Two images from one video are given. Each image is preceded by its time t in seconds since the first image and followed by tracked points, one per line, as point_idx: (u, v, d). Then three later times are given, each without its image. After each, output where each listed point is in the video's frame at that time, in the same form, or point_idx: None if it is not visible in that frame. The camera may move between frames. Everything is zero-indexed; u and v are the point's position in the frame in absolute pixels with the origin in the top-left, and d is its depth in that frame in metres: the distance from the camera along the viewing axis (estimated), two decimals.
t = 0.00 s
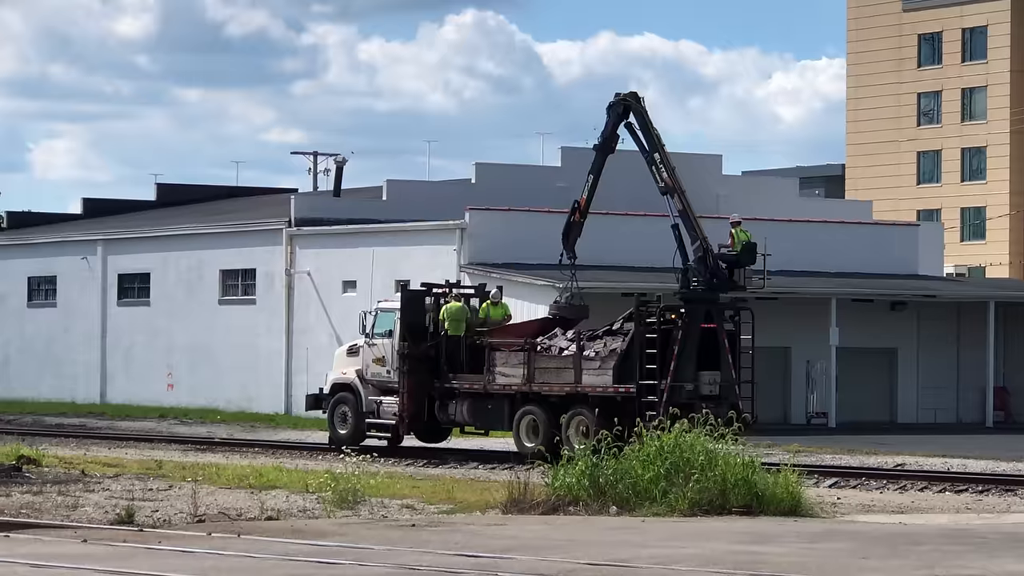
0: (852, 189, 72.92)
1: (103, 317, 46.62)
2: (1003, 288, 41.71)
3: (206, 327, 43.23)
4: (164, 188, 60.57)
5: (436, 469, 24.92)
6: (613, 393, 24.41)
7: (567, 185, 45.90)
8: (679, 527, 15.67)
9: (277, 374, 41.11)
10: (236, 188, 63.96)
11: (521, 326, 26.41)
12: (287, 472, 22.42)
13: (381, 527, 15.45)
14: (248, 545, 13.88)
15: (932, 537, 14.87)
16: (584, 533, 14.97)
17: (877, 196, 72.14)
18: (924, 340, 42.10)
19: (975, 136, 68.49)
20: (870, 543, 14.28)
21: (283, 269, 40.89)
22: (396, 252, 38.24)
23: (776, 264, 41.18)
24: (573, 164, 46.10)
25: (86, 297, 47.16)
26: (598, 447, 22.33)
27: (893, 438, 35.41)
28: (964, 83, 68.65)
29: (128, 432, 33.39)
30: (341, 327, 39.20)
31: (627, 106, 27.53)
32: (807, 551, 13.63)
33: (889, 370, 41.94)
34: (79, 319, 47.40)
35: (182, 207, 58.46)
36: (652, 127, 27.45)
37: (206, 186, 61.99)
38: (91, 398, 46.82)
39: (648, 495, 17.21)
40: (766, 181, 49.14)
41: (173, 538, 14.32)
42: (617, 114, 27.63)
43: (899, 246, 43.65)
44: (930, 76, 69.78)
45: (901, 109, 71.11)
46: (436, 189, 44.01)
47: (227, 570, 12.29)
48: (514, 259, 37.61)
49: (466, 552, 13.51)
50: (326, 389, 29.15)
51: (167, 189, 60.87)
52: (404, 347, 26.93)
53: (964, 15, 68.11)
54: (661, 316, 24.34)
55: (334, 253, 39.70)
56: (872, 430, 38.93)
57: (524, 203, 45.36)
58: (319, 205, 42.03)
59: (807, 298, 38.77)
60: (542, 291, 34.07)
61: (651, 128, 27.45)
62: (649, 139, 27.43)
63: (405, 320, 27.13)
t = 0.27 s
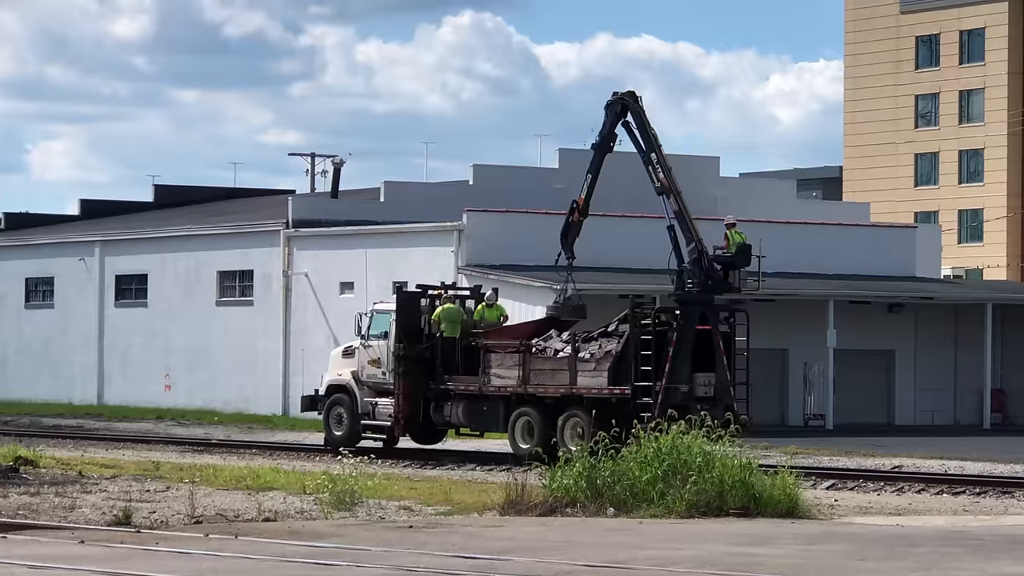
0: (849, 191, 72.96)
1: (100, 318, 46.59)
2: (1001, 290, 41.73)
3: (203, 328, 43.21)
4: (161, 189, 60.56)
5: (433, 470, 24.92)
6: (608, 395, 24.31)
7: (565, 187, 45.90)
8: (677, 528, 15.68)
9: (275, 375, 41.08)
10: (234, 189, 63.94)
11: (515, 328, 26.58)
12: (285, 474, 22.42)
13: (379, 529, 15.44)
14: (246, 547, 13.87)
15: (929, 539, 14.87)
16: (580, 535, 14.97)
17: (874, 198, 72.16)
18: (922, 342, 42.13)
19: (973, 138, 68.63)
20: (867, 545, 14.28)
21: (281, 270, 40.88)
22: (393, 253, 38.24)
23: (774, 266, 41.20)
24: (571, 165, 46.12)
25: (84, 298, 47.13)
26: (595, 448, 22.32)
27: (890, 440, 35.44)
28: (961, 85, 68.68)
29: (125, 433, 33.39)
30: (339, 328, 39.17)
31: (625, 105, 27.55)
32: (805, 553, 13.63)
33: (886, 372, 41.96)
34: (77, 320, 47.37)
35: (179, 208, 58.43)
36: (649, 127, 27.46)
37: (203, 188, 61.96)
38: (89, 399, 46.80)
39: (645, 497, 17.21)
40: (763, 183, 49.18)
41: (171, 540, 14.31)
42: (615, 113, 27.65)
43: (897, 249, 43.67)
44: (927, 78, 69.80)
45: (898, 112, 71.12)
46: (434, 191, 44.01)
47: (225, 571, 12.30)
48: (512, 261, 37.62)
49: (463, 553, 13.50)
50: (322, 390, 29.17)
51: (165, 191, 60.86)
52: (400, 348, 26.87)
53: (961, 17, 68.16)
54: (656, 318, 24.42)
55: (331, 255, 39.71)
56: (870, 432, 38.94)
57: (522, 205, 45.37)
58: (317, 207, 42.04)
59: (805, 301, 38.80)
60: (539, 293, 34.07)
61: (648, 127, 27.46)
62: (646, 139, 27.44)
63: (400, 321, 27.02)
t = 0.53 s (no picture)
0: (849, 190, 72.95)
1: (100, 317, 46.61)
2: (1001, 290, 41.73)
3: (203, 326, 43.22)
4: (161, 188, 60.55)
5: (433, 469, 24.96)
6: (605, 394, 24.34)
7: (565, 186, 45.92)
8: (676, 527, 15.70)
9: (275, 374, 41.09)
10: (234, 188, 63.94)
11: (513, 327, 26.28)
12: (285, 472, 22.44)
13: (378, 527, 15.45)
14: (246, 545, 13.88)
15: (929, 539, 14.88)
16: (580, 534, 14.97)
17: (874, 197, 72.15)
18: (922, 342, 42.14)
19: (973, 138, 68.63)
20: (866, 545, 14.29)
21: (281, 269, 40.88)
22: (393, 252, 38.25)
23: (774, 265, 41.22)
24: (571, 165, 46.11)
25: (84, 296, 47.15)
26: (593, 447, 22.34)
27: (889, 440, 35.43)
28: (961, 85, 68.65)
29: (126, 432, 33.39)
30: (338, 326, 39.17)
31: (627, 101, 27.55)
32: (805, 553, 13.65)
33: (886, 372, 41.96)
34: (77, 318, 47.39)
35: (179, 207, 58.42)
36: (650, 123, 27.46)
37: (203, 187, 61.95)
38: (89, 397, 46.81)
39: (645, 496, 17.21)
40: (763, 182, 49.17)
41: (171, 539, 14.33)
42: (617, 108, 27.65)
43: (897, 248, 43.66)
44: (927, 77, 69.78)
45: (898, 111, 71.11)
46: (434, 190, 44.01)
47: (225, 569, 12.32)
48: (512, 260, 37.62)
49: (462, 552, 13.51)
50: (319, 389, 29.16)
51: (165, 189, 60.87)
52: (398, 347, 26.92)
53: (961, 17, 68.14)
54: (653, 317, 24.42)
55: (331, 254, 39.71)
56: (870, 432, 38.95)
57: (522, 204, 45.38)
58: (317, 206, 42.05)
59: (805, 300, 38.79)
60: (539, 292, 34.06)
61: (649, 124, 27.46)
62: (646, 135, 27.42)
63: (398, 320, 27.13)
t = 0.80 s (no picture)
0: (851, 187, 72.91)
1: (102, 314, 46.62)
2: (1003, 286, 41.72)
3: (204, 323, 43.23)
4: (163, 185, 60.56)
5: (433, 466, 25.00)
6: (604, 391, 24.34)
7: (567, 183, 45.91)
8: (678, 525, 15.70)
9: (277, 371, 41.10)
10: (235, 185, 63.96)
11: (510, 324, 26.36)
12: (285, 469, 22.43)
13: (380, 524, 15.46)
14: (248, 542, 13.88)
15: (930, 536, 14.88)
16: (582, 531, 14.98)
17: (876, 194, 72.12)
18: (924, 339, 42.13)
19: (976, 135, 68.37)
20: (867, 542, 14.30)
21: (282, 266, 40.88)
22: (393, 249, 38.25)
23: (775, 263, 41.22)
24: (573, 162, 46.09)
25: (85, 294, 47.17)
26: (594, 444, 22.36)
27: (891, 437, 35.41)
28: (963, 82, 68.60)
29: (127, 429, 33.38)
30: (339, 323, 39.16)
31: (630, 95, 27.53)
32: (806, 550, 13.65)
33: (888, 369, 41.96)
34: (79, 315, 47.41)
35: (181, 204, 58.44)
36: (652, 118, 27.44)
37: (204, 184, 61.96)
38: (91, 394, 46.84)
39: (647, 493, 17.21)
40: (765, 180, 49.17)
41: (172, 535, 14.33)
42: (620, 102, 27.63)
43: (899, 246, 43.64)
44: (929, 74, 69.73)
45: (900, 108, 71.07)
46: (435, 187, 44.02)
47: (226, 566, 12.32)
48: (512, 258, 37.60)
49: (463, 549, 13.52)
50: (319, 386, 29.15)
51: (167, 186, 60.88)
52: (398, 344, 26.98)
53: (964, 14, 68.09)
54: (652, 314, 24.42)
55: (332, 251, 39.70)
56: (872, 429, 38.96)
57: (523, 201, 45.39)
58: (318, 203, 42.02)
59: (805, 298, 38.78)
60: (541, 289, 34.07)
61: (652, 118, 27.44)
62: (649, 130, 27.40)
63: (398, 316, 27.16)
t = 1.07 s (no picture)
0: (852, 179, 72.86)
1: (103, 306, 46.62)
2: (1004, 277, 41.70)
3: (205, 315, 43.23)
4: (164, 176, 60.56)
5: (434, 457, 25.02)
6: (603, 382, 24.34)
7: (568, 174, 45.88)
8: (680, 516, 15.70)
9: (278, 362, 41.10)
10: (236, 176, 63.95)
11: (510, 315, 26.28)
12: (286, 461, 22.42)
13: (381, 515, 15.45)
14: (249, 534, 13.87)
15: (932, 527, 14.88)
16: (583, 523, 14.97)
17: (877, 185, 72.08)
18: (925, 329, 42.12)
19: (976, 126, 68.35)
20: (868, 533, 14.29)
21: (283, 258, 40.87)
22: (395, 241, 38.24)
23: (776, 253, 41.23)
24: (573, 153, 46.05)
25: (86, 285, 47.16)
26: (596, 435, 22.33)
27: (892, 428, 35.39)
28: (964, 73, 68.52)
29: (128, 421, 33.39)
30: (340, 315, 39.16)
31: (631, 84, 27.50)
32: (808, 541, 13.65)
33: (889, 359, 41.94)
34: (80, 307, 47.41)
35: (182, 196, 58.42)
36: (653, 108, 27.41)
37: (205, 175, 61.94)
38: (92, 386, 46.84)
39: (648, 484, 17.22)
40: (766, 171, 49.14)
41: (173, 527, 14.32)
42: (621, 92, 27.60)
43: (900, 236, 43.61)
44: (930, 65, 69.67)
45: (901, 99, 71.00)
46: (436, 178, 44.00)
47: (228, 558, 12.32)
48: (512, 249, 37.59)
49: (465, 540, 13.52)
50: (318, 377, 29.11)
51: (168, 178, 60.88)
52: (397, 336, 26.88)
53: (965, 5, 68.02)
54: (651, 305, 24.36)
55: (333, 243, 39.68)
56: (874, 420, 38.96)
57: (523, 192, 45.36)
58: (318, 194, 42.00)
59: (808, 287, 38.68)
60: (542, 280, 34.06)
61: (652, 108, 27.41)
62: (649, 120, 27.36)
63: (398, 308, 27.02)
